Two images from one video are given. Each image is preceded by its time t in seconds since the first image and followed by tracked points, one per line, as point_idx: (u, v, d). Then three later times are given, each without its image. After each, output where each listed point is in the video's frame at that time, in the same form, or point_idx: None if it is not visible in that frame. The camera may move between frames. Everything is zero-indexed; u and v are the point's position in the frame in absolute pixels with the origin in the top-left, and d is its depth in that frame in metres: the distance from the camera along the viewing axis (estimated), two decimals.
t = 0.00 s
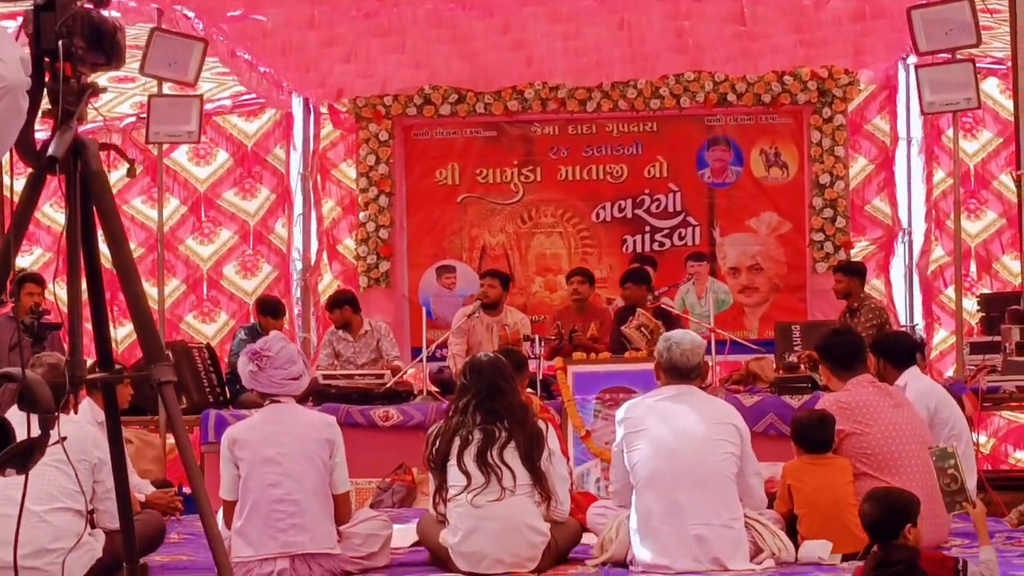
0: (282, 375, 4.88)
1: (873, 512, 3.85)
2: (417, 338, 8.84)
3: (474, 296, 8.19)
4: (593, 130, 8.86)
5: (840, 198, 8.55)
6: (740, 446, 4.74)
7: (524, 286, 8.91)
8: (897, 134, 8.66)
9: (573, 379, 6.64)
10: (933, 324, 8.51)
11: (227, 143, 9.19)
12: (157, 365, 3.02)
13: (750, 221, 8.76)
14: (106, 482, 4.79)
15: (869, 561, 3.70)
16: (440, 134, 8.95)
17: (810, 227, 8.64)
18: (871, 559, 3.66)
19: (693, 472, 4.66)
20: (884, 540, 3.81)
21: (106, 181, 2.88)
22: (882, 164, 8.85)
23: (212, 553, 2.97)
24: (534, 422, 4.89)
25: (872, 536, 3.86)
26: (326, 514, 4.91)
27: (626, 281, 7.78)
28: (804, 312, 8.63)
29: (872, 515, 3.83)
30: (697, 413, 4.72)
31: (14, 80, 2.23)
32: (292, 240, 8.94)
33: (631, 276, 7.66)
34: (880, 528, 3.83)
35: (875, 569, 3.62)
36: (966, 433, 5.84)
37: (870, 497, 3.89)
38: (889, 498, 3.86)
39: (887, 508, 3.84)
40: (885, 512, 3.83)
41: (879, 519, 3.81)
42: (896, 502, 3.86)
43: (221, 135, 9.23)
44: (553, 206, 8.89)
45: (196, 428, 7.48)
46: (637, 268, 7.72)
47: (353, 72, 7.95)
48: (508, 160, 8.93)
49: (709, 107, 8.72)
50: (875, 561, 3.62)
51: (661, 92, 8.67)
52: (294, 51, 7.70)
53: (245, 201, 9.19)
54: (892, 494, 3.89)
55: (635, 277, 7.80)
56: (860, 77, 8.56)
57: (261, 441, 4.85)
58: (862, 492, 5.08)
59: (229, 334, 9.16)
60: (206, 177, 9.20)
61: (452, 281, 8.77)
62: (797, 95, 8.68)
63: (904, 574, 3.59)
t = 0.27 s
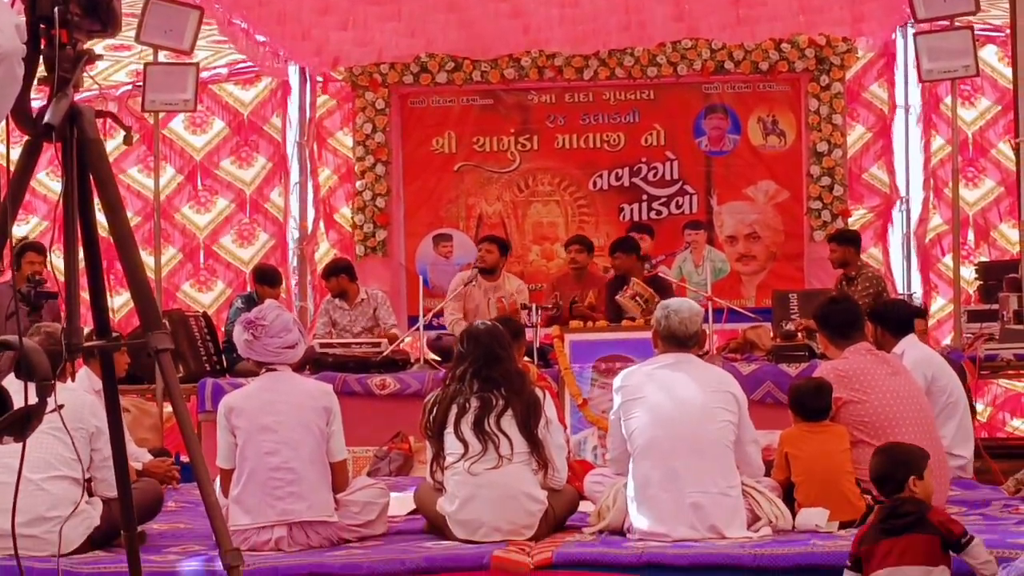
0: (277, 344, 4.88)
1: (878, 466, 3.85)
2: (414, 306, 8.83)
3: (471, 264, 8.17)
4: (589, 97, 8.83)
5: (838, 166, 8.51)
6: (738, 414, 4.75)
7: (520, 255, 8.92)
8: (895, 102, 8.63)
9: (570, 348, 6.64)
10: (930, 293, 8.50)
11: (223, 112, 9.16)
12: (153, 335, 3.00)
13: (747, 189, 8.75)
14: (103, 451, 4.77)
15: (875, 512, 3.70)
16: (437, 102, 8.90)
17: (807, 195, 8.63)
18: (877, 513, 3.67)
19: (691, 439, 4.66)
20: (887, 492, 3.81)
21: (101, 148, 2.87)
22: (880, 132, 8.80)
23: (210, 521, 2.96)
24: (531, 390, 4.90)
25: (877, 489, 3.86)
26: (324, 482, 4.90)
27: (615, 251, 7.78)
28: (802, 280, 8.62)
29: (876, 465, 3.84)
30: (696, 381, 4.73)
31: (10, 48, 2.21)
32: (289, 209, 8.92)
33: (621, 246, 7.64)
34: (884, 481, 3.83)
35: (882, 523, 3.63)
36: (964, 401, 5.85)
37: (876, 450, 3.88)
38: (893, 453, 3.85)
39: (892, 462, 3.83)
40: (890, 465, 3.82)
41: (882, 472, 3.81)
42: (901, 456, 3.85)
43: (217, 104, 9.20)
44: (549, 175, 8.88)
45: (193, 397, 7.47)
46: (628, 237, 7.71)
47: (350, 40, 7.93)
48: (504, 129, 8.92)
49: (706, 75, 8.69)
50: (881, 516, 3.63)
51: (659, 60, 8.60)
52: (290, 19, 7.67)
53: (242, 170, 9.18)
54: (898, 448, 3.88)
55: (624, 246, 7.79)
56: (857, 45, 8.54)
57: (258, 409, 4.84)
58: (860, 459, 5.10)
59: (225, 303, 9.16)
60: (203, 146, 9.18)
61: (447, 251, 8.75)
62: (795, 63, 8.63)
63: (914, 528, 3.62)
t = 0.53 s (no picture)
0: (275, 321, 4.87)
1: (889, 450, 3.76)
2: (414, 284, 8.83)
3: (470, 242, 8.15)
4: (589, 75, 8.80)
5: (838, 142, 8.52)
6: (737, 391, 4.74)
7: (520, 233, 8.91)
8: (895, 78, 8.60)
9: (570, 325, 6.58)
10: (930, 269, 8.49)
11: (222, 90, 9.13)
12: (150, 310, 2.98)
13: (747, 166, 8.73)
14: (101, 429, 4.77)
15: (884, 500, 3.61)
16: (436, 80, 8.87)
17: (807, 172, 8.62)
18: (888, 500, 3.57)
19: (691, 415, 4.65)
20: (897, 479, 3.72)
21: (96, 123, 2.84)
22: (880, 109, 8.76)
23: (207, 498, 2.95)
24: (531, 367, 4.90)
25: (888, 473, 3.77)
26: (323, 459, 4.89)
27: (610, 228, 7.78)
28: (802, 257, 8.61)
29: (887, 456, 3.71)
30: (696, 357, 4.72)
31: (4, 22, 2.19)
32: (288, 187, 8.90)
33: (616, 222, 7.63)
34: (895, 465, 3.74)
35: (890, 513, 3.52)
36: (964, 377, 5.85)
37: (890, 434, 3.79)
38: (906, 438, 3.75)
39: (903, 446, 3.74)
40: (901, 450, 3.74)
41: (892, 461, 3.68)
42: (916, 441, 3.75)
43: (216, 82, 9.17)
44: (548, 152, 8.86)
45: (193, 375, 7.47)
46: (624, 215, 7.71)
47: (348, 18, 7.89)
48: (504, 106, 8.90)
49: (706, 52, 8.66)
50: (891, 504, 3.52)
51: (658, 38, 8.57)
52: None
53: (241, 148, 9.16)
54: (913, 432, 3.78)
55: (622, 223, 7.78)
56: (858, 21, 8.50)
57: (255, 387, 4.84)
58: (860, 434, 5.09)
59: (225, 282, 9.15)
60: (202, 124, 9.18)
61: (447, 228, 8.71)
62: (794, 40, 8.59)
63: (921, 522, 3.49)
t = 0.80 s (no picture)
0: (274, 299, 4.86)
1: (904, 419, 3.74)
2: (413, 262, 8.82)
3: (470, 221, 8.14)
4: (588, 52, 8.77)
5: (838, 119, 8.52)
6: (737, 367, 4.74)
7: (520, 211, 8.90)
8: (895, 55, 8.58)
9: (570, 303, 6.61)
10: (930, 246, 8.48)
11: (221, 69, 9.11)
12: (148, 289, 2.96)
13: (747, 144, 8.72)
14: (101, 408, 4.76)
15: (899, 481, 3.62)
16: (435, 58, 8.85)
17: (806, 149, 8.61)
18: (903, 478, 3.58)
19: (691, 392, 4.64)
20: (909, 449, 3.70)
21: (94, 100, 2.81)
22: (880, 86, 8.75)
23: (207, 475, 2.94)
24: (531, 345, 4.89)
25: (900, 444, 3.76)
26: (323, 437, 4.89)
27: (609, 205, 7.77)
28: (802, 235, 8.60)
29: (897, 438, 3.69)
30: (696, 333, 4.72)
31: None
32: (287, 166, 8.89)
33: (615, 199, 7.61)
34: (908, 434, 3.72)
35: (904, 489, 3.53)
36: (964, 353, 5.86)
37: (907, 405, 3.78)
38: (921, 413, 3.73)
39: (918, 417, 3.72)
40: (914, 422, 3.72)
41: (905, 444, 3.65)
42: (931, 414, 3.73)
43: (214, 61, 9.14)
44: (547, 130, 8.85)
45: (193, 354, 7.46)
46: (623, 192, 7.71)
47: None
48: (503, 84, 8.88)
49: (706, 29, 8.64)
50: (906, 481, 3.53)
51: (658, 15, 8.55)
52: None
53: (240, 127, 9.15)
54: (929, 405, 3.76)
55: (622, 200, 7.78)
56: None
57: (255, 365, 4.83)
58: (860, 412, 5.08)
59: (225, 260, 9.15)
60: (201, 102, 9.16)
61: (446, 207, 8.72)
62: (794, 17, 8.58)
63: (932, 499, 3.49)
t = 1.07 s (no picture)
0: (274, 283, 4.85)
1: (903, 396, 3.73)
2: (413, 246, 8.82)
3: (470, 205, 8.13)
4: (588, 36, 8.79)
5: (838, 104, 8.50)
6: (737, 350, 4.74)
7: (520, 195, 8.89)
8: (895, 39, 8.56)
9: (570, 288, 6.60)
10: (930, 230, 8.48)
11: (220, 53, 9.08)
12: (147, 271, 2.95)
13: (747, 128, 8.72)
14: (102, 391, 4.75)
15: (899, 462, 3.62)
16: (434, 42, 8.84)
17: (806, 133, 8.60)
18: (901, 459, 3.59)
19: (690, 375, 4.64)
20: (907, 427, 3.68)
21: (93, 82, 2.80)
22: (879, 70, 8.71)
23: (208, 457, 2.94)
24: (531, 328, 4.89)
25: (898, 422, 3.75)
26: (323, 420, 4.89)
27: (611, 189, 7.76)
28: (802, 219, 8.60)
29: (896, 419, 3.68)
30: (696, 317, 4.72)
31: None
32: (287, 150, 8.88)
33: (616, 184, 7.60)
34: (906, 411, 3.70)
35: (903, 472, 3.54)
36: (964, 337, 5.86)
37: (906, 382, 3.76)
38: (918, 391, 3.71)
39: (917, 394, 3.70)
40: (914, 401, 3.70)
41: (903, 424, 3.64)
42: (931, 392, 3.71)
43: (214, 45, 9.11)
44: (547, 114, 8.84)
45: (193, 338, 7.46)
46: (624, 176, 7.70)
47: None
48: (503, 68, 8.87)
49: (706, 13, 8.62)
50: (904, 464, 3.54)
51: None
52: None
53: (240, 111, 9.14)
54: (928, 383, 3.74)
55: (623, 184, 7.77)
56: None
57: (256, 349, 4.83)
58: (861, 395, 5.08)
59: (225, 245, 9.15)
60: (200, 87, 9.14)
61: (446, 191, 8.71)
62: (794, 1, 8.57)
63: (931, 481, 3.49)
